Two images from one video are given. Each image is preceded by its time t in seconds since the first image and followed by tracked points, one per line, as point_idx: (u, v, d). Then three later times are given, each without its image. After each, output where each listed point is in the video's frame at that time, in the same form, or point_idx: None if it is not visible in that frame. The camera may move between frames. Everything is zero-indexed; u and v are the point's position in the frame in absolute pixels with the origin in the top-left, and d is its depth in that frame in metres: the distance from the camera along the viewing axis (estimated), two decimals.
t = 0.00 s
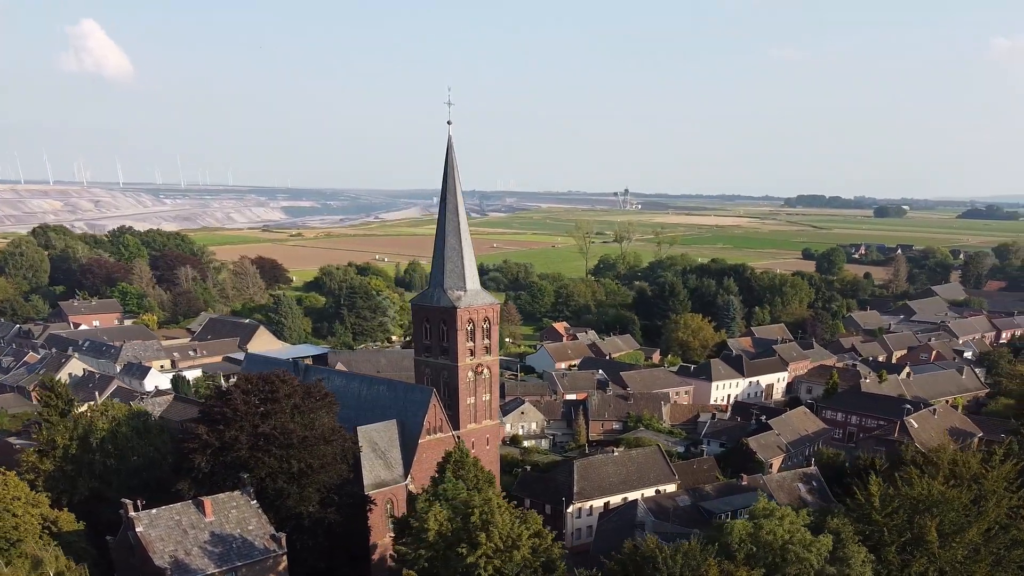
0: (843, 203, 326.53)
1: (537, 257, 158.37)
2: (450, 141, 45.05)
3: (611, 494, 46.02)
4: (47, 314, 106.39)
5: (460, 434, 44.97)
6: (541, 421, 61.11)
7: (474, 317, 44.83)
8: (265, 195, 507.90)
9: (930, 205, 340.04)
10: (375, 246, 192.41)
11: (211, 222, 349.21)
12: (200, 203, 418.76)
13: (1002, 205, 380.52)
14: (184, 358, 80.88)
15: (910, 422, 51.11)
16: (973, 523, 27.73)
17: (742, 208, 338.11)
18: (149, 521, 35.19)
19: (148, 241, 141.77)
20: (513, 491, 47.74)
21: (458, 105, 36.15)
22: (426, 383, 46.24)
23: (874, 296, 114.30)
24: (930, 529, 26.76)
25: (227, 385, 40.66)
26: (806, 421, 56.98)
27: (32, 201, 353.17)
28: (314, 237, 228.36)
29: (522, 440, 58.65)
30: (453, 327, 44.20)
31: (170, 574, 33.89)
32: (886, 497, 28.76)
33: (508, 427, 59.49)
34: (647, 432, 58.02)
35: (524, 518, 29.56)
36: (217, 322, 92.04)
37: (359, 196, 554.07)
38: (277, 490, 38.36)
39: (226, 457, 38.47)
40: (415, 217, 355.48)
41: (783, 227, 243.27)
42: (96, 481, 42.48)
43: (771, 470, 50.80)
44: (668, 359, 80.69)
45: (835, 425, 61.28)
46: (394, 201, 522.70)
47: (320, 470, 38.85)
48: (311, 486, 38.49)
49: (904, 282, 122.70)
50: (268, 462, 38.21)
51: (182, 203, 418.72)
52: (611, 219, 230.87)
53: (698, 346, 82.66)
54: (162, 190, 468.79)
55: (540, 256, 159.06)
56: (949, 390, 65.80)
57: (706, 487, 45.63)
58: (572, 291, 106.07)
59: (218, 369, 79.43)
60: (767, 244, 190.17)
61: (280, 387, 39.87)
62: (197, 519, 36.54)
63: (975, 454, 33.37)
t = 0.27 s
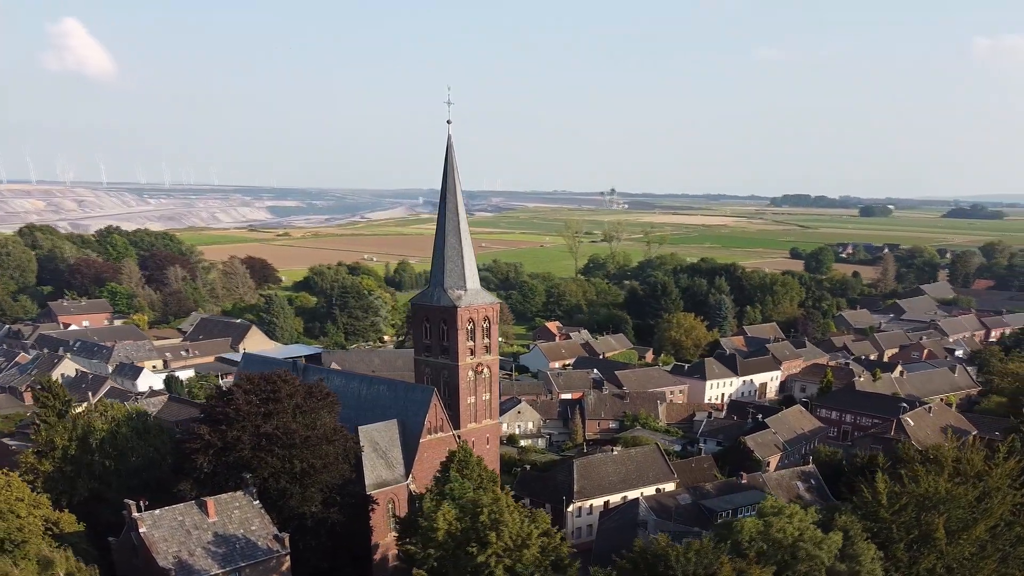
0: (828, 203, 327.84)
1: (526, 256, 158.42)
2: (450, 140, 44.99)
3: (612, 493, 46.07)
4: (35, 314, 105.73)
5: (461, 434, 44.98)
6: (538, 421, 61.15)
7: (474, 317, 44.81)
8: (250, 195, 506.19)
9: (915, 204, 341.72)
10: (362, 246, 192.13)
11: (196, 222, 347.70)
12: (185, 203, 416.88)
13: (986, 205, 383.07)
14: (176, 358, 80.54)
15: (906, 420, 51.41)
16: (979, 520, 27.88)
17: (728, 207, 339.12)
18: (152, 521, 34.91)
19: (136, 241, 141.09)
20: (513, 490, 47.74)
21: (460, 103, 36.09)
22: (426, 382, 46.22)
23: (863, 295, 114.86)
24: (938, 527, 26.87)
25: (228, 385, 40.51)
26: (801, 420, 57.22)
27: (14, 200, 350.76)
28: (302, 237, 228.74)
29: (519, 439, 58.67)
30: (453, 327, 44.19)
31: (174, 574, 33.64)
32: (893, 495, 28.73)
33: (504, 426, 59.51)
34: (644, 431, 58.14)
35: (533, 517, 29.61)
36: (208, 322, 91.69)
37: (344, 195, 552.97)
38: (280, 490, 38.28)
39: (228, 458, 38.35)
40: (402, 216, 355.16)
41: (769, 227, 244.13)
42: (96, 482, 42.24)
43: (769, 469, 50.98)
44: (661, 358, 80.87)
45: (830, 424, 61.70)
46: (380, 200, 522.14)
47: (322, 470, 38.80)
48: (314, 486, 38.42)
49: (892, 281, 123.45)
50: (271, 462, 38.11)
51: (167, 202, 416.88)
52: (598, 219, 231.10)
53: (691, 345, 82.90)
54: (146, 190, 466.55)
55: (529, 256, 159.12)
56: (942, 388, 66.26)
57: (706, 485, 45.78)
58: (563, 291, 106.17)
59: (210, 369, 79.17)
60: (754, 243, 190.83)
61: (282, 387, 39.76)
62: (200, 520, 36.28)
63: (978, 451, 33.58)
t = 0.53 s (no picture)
0: (818, 202, 328.61)
1: (518, 256, 158.48)
2: (451, 138, 44.96)
3: (614, 492, 46.17)
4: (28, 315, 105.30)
5: (463, 433, 45.05)
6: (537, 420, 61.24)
7: (476, 316, 44.84)
8: (240, 194, 504.97)
9: (905, 203, 342.81)
10: (354, 245, 191.95)
11: (185, 222, 346.46)
12: (174, 202, 415.49)
13: (975, 203, 384.52)
14: (172, 358, 80.32)
15: (906, 419, 51.70)
16: (988, 516, 28.05)
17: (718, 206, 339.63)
18: (158, 521, 34.73)
19: (128, 241, 140.61)
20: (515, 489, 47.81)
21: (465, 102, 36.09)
22: (428, 381, 46.25)
23: (857, 294, 115.24)
24: (948, 524, 27.04)
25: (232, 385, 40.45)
26: (800, 419, 57.45)
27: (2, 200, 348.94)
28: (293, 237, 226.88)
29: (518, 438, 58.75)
30: (456, 326, 44.21)
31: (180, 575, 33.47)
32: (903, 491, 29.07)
33: (503, 426, 59.57)
34: (643, 430, 58.28)
35: (543, 516, 29.66)
36: (203, 322, 91.49)
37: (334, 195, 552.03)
38: (285, 490, 38.24)
39: (233, 458, 38.29)
40: (393, 216, 354.84)
41: (760, 226, 244.54)
42: (98, 483, 42.05)
43: (768, 467, 51.18)
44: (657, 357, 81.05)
45: (828, 422, 61.98)
46: (370, 200, 521.36)
47: (327, 469, 38.78)
48: (319, 485, 38.40)
49: (884, 280, 123.86)
50: (276, 462, 38.06)
51: (156, 202, 415.47)
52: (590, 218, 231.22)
53: (687, 344, 83.11)
54: (135, 190, 464.85)
55: (522, 255, 159.09)
56: (938, 387, 66.62)
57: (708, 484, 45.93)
58: (558, 290, 106.24)
59: (206, 369, 78.97)
60: (746, 242, 191.17)
61: (286, 386, 39.72)
62: (205, 520, 36.12)
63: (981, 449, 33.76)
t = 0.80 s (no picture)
0: (809, 202, 329.39)
1: (513, 255, 158.54)
2: (455, 137, 44.88)
3: (617, 491, 46.27)
4: (22, 315, 104.90)
5: (467, 433, 45.10)
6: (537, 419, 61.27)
7: (481, 315, 44.83)
8: (230, 193, 503.78)
9: (895, 202, 343.80)
10: (348, 244, 191.87)
11: (175, 221, 345.30)
12: (164, 202, 414.02)
13: (965, 203, 385.94)
14: (169, 359, 80.14)
15: (907, 418, 51.94)
16: (998, 513, 28.19)
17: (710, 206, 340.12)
18: (166, 521, 34.55)
19: (121, 241, 140.21)
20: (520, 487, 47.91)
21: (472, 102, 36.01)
22: (432, 381, 46.23)
23: (851, 293, 115.60)
24: (959, 522, 27.22)
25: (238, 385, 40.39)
26: (801, 418, 57.59)
27: None
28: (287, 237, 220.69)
29: (519, 437, 58.77)
30: (461, 325, 44.19)
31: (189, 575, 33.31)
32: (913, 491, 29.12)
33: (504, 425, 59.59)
34: (644, 428, 58.40)
35: (554, 515, 29.70)
36: (200, 322, 91.30)
37: (325, 195, 551.22)
38: (292, 490, 38.19)
39: (239, 458, 38.21)
40: (385, 215, 354.70)
41: (752, 226, 245.07)
42: (103, 483, 41.96)
43: (770, 466, 51.32)
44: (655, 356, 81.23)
45: (827, 421, 62.20)
46: (361, 200, 520.78)
47: (333, 469, 38.75)
48: (326, 485, 38.35)
49: (878, 279, 124.27)
50: (283, 462, 38.04)
51: (145, 201, 414.57)
52: (583, 218, 231.35)
53: (684, 344, 83.31)
54: (125, 189, 463.30)
55: (516, 255, 159.24)
56: (936, 385, 66.91)
57: (714, 483, 46.07)
58: (554, 289, 106.32)
59: (203, 370, 78.81)
60: (739, 242, 191.62)
61: (292, 386, 39.69)
62: (212, 520, 35.98)
63: (990, 448, 33.87)
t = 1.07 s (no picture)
0: (803, 202, 330.05)
1: (508, 255, 158.58)
2: (460, 136, 44.86)
3: (622, 490, 46.34)
4: (19, 315, 104.58)
5: (473, 432, 45.17)
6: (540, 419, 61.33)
7: (486, 314, 44.87)
8: (223, 193, 502.80)
9: (888, 201, 344.63)
10: (343, 244, 191.78)
11: (168, 221, 344.36)
12: (156, 201, 412.90)
13: (958, 202, 387.06)
14: (168, 359, 80.01)
15: (909, 417, 52.18)
16: (1010, 511, 28.44)
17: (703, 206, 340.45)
18: (175, 521, 34.41)
19: (117, 240, 139.86)
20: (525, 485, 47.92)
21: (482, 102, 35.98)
22: (438, 380, 46.28)
23: (847, 292, 115.93)
24: (971, 519, 27.37)
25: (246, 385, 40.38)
26: (803, 417, 57.74)
27: None
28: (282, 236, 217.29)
29: (522, 436, 58.84)
30: (467, 324, 44.22)
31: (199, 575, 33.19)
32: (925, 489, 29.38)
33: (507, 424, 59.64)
34: (647, 428, 58.52)
35: (567, 514, 29.74)
36: (198, 322, 91.16)
37: (318, 194, 550.53)
38: (300, 489, 38.24)
39: (247, 458, 38.23)
40: (379, 215, 354.49)
41: (747, 225, 245.47)
42: (108, 483, 41.73)
43: (773, 465, 51.47)
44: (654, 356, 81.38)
45: (828, 420, 62.39)
46: (355, 199, 520.30)
47: (341, 468, 38.79)
48: (334, 485, 38.40)
49: (875, 278, 124.65)
50: (290, 462, 38.10)
51: (137, 201, 413.53)
52: (577, 217, 231.47)
53: (684, 343, 83.48)
54: (117, 189, 462.09)
55: (511, 254, 159.31)
56: (935, 384, 67.18)
57: (718, 482, 46.15)
58: (552, 288, 106.40)
59: (203, 370, 78.71)
60: (733, 241, 192.00)
61: (300, 386, 39.67)
62: (221, 519, 35.87)
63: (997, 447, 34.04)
